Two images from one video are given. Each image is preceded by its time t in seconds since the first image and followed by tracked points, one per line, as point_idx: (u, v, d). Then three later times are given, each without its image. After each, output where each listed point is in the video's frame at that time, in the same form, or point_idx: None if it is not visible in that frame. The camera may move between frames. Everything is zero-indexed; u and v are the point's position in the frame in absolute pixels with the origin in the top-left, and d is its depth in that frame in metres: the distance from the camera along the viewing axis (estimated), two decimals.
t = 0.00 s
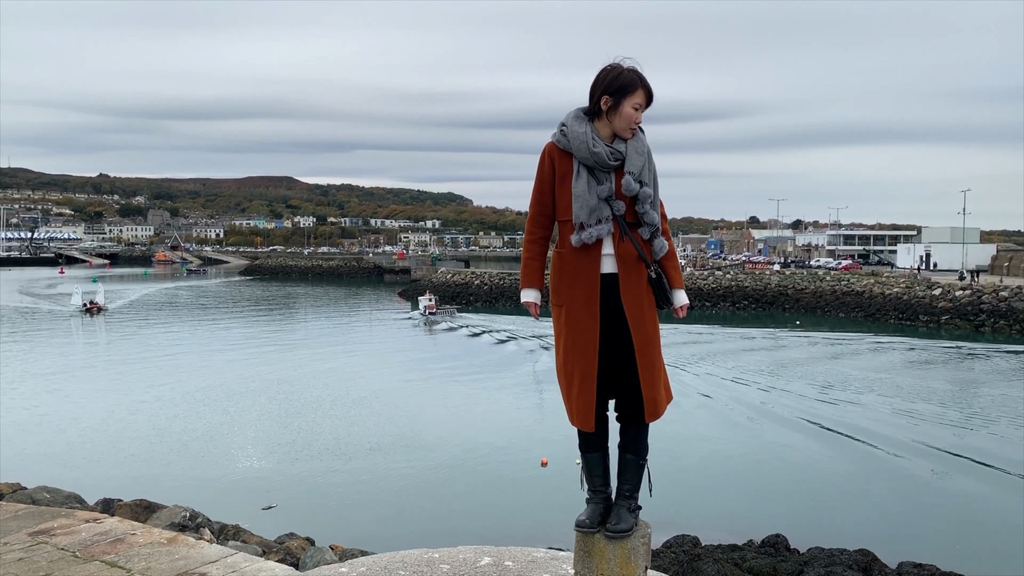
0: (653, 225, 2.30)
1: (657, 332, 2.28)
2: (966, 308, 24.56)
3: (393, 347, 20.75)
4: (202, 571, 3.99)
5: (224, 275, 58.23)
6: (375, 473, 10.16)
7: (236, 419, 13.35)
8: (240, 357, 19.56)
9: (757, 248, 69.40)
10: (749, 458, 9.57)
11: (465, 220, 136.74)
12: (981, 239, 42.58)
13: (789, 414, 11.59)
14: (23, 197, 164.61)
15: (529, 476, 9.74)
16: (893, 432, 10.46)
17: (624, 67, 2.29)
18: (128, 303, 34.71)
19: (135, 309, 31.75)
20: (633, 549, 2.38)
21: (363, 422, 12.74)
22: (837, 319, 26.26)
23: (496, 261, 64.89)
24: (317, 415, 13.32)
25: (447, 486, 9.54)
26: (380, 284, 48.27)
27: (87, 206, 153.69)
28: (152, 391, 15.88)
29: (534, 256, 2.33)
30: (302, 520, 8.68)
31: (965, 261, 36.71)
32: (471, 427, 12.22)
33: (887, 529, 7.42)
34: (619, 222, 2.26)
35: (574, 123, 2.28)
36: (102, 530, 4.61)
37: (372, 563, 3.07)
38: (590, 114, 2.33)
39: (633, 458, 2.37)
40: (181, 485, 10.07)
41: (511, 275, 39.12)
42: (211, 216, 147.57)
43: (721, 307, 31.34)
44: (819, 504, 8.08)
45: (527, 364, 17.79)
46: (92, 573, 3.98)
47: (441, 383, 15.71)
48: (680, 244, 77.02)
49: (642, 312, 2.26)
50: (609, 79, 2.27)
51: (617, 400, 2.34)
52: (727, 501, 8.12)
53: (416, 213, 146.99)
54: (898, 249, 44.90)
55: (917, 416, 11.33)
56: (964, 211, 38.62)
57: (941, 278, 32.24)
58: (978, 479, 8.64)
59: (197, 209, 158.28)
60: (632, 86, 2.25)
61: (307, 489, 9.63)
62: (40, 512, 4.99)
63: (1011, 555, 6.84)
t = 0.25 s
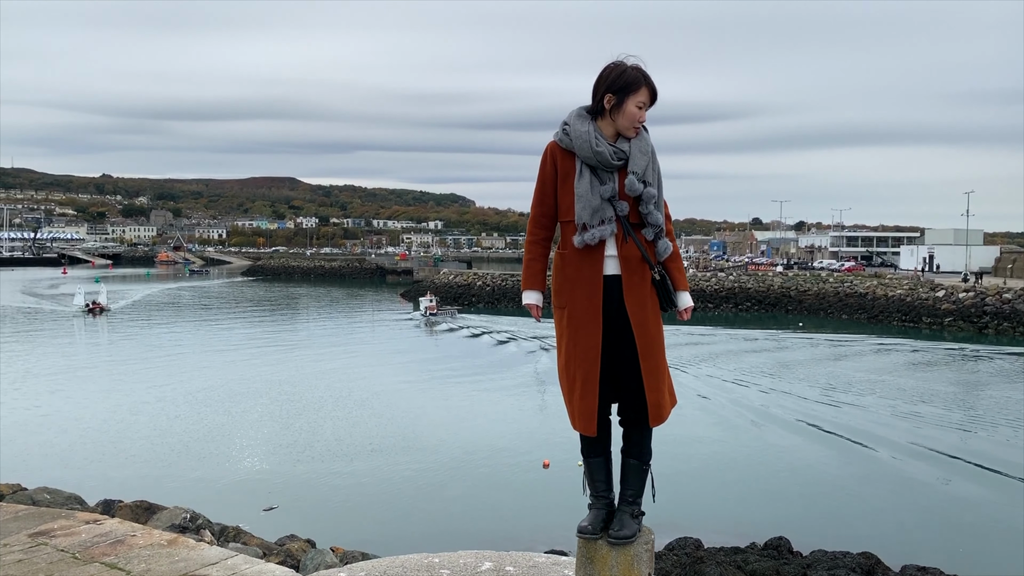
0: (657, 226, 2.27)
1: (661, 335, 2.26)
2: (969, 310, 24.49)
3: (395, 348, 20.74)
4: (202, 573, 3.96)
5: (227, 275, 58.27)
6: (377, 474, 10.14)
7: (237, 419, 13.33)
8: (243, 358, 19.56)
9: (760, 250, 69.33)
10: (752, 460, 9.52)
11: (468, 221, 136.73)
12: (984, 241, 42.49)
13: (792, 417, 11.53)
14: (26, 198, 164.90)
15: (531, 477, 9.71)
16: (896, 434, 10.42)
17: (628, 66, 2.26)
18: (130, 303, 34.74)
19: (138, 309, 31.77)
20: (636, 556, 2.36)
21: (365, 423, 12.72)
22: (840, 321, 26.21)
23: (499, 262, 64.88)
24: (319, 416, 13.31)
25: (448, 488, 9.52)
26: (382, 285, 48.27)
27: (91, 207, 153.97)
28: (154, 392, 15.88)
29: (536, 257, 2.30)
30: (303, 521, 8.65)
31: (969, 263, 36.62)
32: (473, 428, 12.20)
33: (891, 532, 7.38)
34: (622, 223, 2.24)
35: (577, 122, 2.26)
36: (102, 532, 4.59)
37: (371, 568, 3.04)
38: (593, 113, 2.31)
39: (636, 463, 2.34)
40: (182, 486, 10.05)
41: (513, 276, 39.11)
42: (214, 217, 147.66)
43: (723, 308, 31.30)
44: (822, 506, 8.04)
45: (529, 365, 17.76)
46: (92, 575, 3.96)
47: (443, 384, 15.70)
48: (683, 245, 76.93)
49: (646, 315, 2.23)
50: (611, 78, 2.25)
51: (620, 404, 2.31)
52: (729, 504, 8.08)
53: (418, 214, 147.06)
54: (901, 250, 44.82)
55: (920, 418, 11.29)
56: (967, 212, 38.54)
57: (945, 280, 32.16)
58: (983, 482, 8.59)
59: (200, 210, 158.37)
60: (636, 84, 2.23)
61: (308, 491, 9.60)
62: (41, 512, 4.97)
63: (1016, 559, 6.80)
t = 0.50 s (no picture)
0: (662, 225, 2.25)
1: (665, 337, 2.24)
2: (972, 310, 24.44)
3: (397, 348, 20.73)
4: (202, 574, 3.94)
5: (229, 275, 58.32)
6: (379, 475, 10.11)
7: (239, 419, 13.32)
8: (245, 357, 19.55)
9: (762, 250, 69.25)
10: (754, 461, 9.49)
11: (470, 221, 136.74)
12: (986, 242, 42.41)
13: (794, 418, 11.46)
14: (29, 198, 165.16)
15: (533, 478, 9.69)
16: (898, 435, 10.38)
17: (631, 61, 2.24)
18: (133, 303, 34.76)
19: (140, 309, 31.78)
20: (639, 560, 2.34)
21: (366, 423, 12.71)
22: (843, 322, 26.16)
23: (501, 262, 64.87)
24: (320, 416, 13.29)
25: (450, 488, 9.49)
26: (385, 285, 48.27)
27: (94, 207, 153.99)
28: (155, 391, 15.88)
29: (537, 256, 2.28)
30: (304, 521, 8.62)
31: (972, 264, 36.56)
32: (474, 429, 12.18)
33: (895, 533, 7.34)
34: (625, 222, 2.21)
35: (579, 119, 2.24)
36: (102, 532, 4.57)
37: (370, 571, 3.02)
38: (596, 109, 2.28)
39: (639, 466, 2.32)
40: (183, 485, 10.04)
41: (515, 277, 39.10)
42: (216, 217, 147.80)
43: (725, 309, 31.27)
44: (826, 508, 8.00)
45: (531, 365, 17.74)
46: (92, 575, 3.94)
47: (444, 384, 15.69)
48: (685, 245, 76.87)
49: (650, 316, 2.21)
50: (615, 74, 2.22)
51: (623, 406, 2.29)
52: (733, 505, 8.04)
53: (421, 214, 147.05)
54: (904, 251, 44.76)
55: (922, 419, 11.25)
56: (969, 212, 38.47)
57: (947, 280, 32.08)
58: (987, 483, 8.55)
59: (202, 209, 158.51)
60: (640, 80, 2.21)
61: (310, 491, 9.58)
62: (41, 513, 4.96)
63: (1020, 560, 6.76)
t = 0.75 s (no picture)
0: (666, 223, 2.22)
1: (670, 338, 2.22)
2: (974, 310, 24.39)
3: (398, 349, 20.72)
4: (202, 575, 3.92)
5: (231, 275, 58.34)
6: (380, 475, 10.09)
7: (241, 419, 13.31)
8: (247, 357, 19.56)
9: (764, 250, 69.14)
10: (756, 461, 9.46)
11: (472, 221, 136.75)
12: (989, 242, 42.35)
13: (796, 418, 11.40)
14: (32, 198, 165.37)
15: (534, 478, 9.66)
16: (900, 436, 10.34)
17: (635, 56, 2.21)
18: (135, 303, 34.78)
19: (143, 309, 31.82)
20: (643, 564, 2.31)
21: (368, 423, 12.69)
22: (845, 322, 26.11)
23: (502, 262, 64.87)
24: (322, 416, 13.28)
25: (452, 488, 9.47)
26: (386, 285, 48.28)
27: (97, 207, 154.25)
28: (157, 391, 15.88)
29: (539, 256, 2.26)
30: (306, 521, 8.60)
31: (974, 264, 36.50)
32: (476, 429, 12.16)
33: (897, 534, 7.31)
34: (629, 220, 2.19)
35: (582, 115, 2.21)
36: (102, 533, 4.55)
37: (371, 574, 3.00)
38: (599, 105, 2.26)
39: (643, 469, 2.30)
40: (185, 486, 10.01)
41: (517, 277, 39.09)
42: (218, 217, 147.92)
43: (727, 309, 31.24)
44: (829, 508, 7.96)
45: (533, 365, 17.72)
46: None
47: (446, 385, 15.68)
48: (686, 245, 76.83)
49: (655, 316, 2.19)
50: (619, 68, 2.20)
51: (627, 408, 2.27)
52: (735, 505, 8.01)
53: (423, 214, 147.12)
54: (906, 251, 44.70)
55: (924, 420, 11.21)
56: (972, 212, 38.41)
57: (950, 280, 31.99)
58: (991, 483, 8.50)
59: (204, 209, 158.66)
60: (644, 75, 2.18)
61: (311, 491, 9.55)
62: (41, 513, 4.94)
63: None
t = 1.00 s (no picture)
0: (672, 220, 2.20)
1: (677, 339, 2.19)
2: (976, 310, 24.32)
3: (400, 349, 20.72)
4: None
5: (233, 275, 58.38)
6: (381, 475, 10.07)
7: (242, 419, 13.30)
8: (249, 357, 19.56)
9: (766, 250, 69.08)
10: (759, 461, 9.42)
11: (474, 221, 136.74)
12: (991, 241, 42.26)
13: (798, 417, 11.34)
14: (35, 198, 165.70)
15: (536, 479, 9.64)
16: (902, 436, 10.29)
17: (640, 50, 2.20)
18: (137, 304, 34.82)
19: (145, 310, 31.83)
20: (648, 569, 2.28)
21: (369, 423, 12.68)
22: (846, 321, 26.06)
23: (504, 262, 64.87)
24: (323, 416, 13.26)
25: (453, 488, 9.44)
26: (388, 285, 48.28)
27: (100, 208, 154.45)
28: (159, 391, 15.87)
29: (542, 255, 2.24)
30: (308, 522, 8.57)
31: (976, 263, 36.42)
32: (477, 429, 12.14)
33: (901, 533, 7.27)
34: (634, 217, 2.16)
35: (586, 110, 2.19)
36: (103, 534, 4.54)
37: None
38: (603, 100, 2.24)
39: (649, 472, 2.28)
40: (186, 486, 9.99)
41: (519, 277, 39.09)
42: (220, 217, 148.12)
43: (729, 309, 31.22)
44: (832, 507, 7.93)
45: (534, 365, 17.70)
46: None
47: (447, 385, 15.66)
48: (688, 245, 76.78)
49: (660, 315, 2.16)
50: (623, 63, 2.18)
51: (632, 409, 2.24)
52: (738, 505, 7.97)
53: (424, 214, 147.14)
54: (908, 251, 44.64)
55: (926, 420, 11.16)
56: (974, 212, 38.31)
57: (951, 280, 31.93)
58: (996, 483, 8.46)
59: (206, 210, 158.92)
60: (649, 70, 2.15)
61: (312, 491, 9.53)
62: (41, 514, 4.92)
63: None
